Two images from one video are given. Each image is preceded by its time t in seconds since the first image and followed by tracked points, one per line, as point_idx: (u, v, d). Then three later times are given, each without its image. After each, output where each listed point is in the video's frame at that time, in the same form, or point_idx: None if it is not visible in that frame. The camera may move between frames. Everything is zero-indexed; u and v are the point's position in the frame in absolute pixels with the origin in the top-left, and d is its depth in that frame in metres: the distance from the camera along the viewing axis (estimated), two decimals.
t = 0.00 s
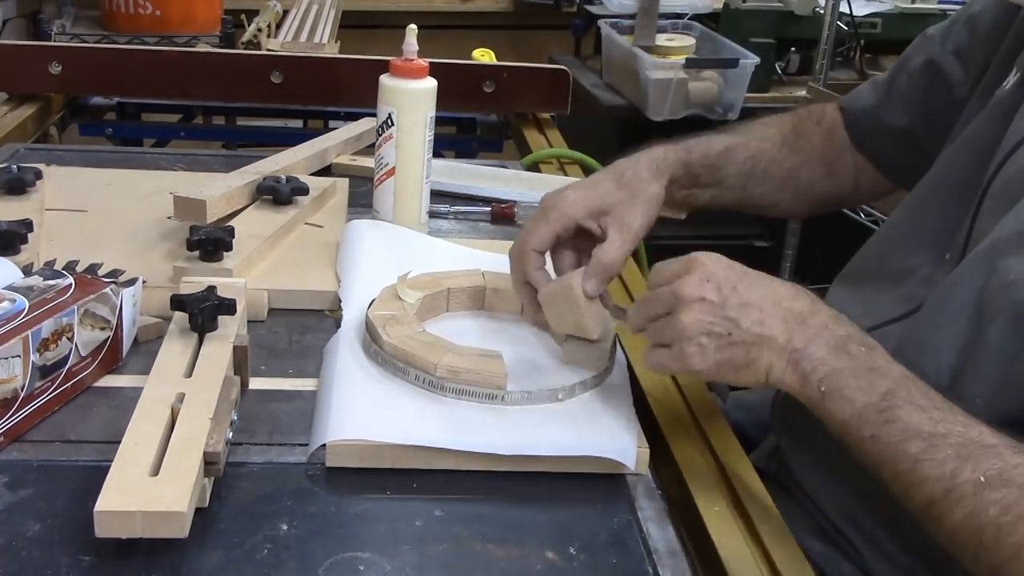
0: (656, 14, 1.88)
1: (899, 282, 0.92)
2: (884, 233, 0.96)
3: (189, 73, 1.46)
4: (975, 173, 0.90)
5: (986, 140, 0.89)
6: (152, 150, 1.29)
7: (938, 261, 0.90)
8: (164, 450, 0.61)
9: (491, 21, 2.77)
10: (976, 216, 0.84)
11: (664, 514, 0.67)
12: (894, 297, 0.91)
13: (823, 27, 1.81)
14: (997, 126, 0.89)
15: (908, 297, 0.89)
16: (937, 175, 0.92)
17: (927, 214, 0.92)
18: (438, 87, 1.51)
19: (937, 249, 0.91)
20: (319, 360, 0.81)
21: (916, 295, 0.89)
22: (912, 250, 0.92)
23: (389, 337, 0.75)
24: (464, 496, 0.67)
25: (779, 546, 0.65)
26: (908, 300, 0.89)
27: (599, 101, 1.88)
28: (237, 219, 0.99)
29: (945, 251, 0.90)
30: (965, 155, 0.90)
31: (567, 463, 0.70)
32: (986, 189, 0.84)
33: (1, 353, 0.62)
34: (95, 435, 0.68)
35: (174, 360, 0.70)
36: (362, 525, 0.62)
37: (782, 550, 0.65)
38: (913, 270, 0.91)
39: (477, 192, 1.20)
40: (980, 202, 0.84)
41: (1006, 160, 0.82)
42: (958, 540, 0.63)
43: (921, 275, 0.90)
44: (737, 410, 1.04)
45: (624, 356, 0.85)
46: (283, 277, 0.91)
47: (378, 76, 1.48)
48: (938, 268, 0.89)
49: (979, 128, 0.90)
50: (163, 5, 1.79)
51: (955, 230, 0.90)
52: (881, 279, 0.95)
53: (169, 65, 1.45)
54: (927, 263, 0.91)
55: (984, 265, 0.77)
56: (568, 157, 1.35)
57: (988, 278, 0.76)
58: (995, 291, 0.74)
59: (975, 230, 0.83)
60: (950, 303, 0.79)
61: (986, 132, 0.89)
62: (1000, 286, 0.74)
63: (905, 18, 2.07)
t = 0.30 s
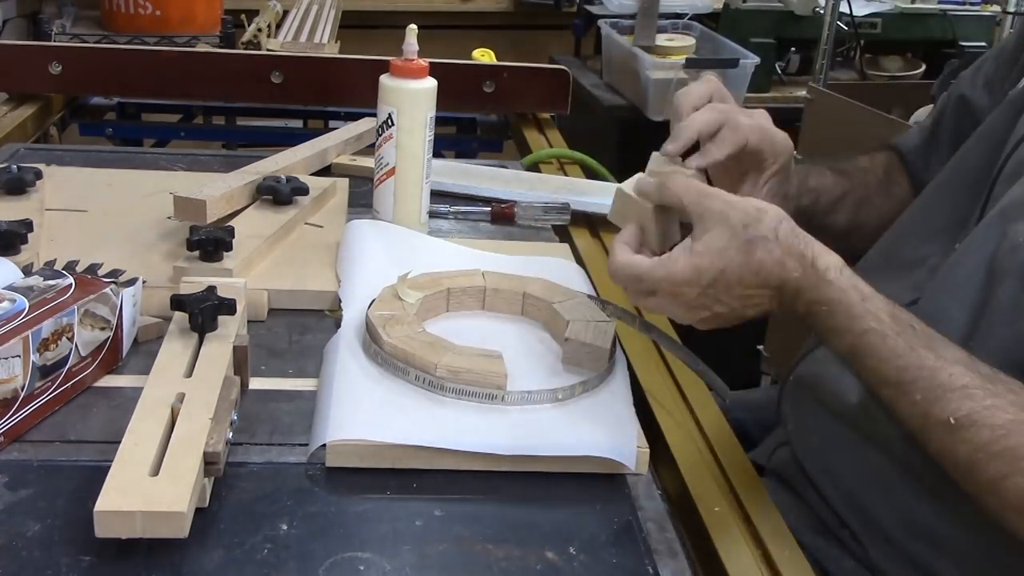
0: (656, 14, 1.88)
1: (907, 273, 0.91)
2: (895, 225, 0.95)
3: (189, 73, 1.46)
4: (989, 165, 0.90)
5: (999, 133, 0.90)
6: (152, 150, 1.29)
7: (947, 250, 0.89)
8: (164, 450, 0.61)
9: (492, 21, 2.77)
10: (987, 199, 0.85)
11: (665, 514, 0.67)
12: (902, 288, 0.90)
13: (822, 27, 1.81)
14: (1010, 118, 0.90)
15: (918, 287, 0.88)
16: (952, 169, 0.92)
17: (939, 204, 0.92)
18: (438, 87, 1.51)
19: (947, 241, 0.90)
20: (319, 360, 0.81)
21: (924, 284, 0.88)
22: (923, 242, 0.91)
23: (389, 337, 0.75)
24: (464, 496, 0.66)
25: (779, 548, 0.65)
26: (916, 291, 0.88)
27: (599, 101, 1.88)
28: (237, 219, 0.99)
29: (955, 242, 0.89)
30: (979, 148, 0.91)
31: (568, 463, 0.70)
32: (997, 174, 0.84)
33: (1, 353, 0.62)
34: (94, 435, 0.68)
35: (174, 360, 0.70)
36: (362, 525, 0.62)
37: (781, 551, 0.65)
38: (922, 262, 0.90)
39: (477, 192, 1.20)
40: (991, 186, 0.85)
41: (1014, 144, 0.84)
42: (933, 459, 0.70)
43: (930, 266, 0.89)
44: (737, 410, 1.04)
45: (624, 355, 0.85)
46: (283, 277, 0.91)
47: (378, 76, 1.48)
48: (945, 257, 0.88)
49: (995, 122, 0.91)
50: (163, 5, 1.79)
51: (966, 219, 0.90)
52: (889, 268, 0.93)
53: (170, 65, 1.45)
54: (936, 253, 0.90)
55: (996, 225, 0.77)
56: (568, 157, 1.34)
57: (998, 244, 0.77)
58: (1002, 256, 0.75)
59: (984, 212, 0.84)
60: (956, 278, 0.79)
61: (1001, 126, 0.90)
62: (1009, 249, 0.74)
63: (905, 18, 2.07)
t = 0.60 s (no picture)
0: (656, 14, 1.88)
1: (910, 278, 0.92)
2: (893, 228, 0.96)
3: (190, 73, 1.46)
4: (990, 172, 0.91)
5: (1001, 141, 0.90)
6: (152, 150, 1.29)
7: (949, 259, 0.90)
8: (163, 450, 0.61)
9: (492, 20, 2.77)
10: (988, 214, 0.84)
11: (665, 514, 0.67)
12: (904, 293, 0.91)
13: (822, 27, 1.81)
14: (1013, 127, 0.90)
15: (921, 292, 0.89)
16: (951, 176, 0.93)
17: (941, 211, 0.92)
18: (438, 87, 1.51)
19: (950, 248, 0.91)
20: (319, 360, 0.81)
21: (927, 292, 0.88)
22: (925, 248, 0.92)
23: (389, 337, 0.75)
24: (464, 496, 0.66)
25: (780, 548, 0.65)
26: (919, 297, 0.89)
27: (599, 101, 1.88)
28: (237, 219, 0.99)
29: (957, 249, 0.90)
30: (980, 155, 0.91)
31: (568, 464, 0.70)
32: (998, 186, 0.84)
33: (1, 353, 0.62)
34: (94, 435, 0.68)
35: (174, 360, 0.70)
36: (362, 526, 0.62)
37: (781, 551, 0.64)
38: (924, 268, 0.91)
39: (477, 192, 1.20)
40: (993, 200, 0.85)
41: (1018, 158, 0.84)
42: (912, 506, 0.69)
43: (933, 272, 0.90)
44: (736, 410, 1.04)
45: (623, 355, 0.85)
46: (283, 277, 0.91)
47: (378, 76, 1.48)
48: (949, 266, 0.89)
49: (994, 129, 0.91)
50: (163, 5, 1.79)
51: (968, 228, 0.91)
52: (888, 271, 0.95)
53: (170, 65, 1.45)
54: (938, 261, 0.91)
55: (995, 257, 0.77)
56: (568, 157, 1.34)
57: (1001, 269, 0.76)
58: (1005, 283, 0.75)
59: (987, 229, 0.84)
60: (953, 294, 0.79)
61: (1000, 134, 0.90)
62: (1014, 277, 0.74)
63: (904, 19, 2.07)
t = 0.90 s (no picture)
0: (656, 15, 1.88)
1: (906, 275, 0.90)
2: (892, 225, 0.95)
3: (190, 73, 1.46)
4: (988, 167, 0.88)
5: (997, 135, 0.87)
6: (151, 150, 1.29)
7: (947, 256, 0.88)
8: (164, 450, 0.61)
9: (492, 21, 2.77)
10: (987, 208, 0.82)
11: (665, 514, 0.67)
12: (902, 291, 0.89)
13: (823, 27, 1.81)
14: (1010, 121, 0.87)
15: (917, 290, 0.88)
16: (947, 170, 0.90)
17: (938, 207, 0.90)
18: (439, 87, 1.51)
19: (949, 245, 0.89)
20: (319, 360, 0.81)
21: (923, 290, 0.87)
22: (923, 243, 0.90)
23: (389, 337, 0.75)
24: (464, 496, 0.66)
25: (781, 548, 0.65)
26: (916, 294, 0.87)
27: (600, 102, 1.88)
28: (237, 219, 0.99)
29: (956, 245, 0.88)
30: (976, 149, 0.88)
31: (568, 464, 0.70)
32: (997, 182, 0.82)
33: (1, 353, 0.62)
34: (94, 435, 0.68)
35: (174, 360, 0.70)
36: (362, 525, 0.62)
37: (782, 550, 0.64)
38: (921, 265, 0.89)
39: (477, 191, 1.20)
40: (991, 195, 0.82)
41: (1014, 152, 0.81)
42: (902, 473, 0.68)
43: (931, 269, 0.88)
44: (737, 410, 1.03)
45: (624, 355, 0.85)
46: (282, 277, 0.91)
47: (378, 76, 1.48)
48: (947, 263, 0.87)
49: (987, 123, 0.88)
50: (163, 5, 1.79)
51: (966, 224, 0.88)
52: (886, 267, 0.93)
53: (170, 66, 1.45)
54: (936, 257, 0.89)
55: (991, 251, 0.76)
56: (569, 157, 1.34)
57: (1004, 258, 0.75)
58: (1008, 273, 0.73)
59: (984, 223, 0.82)
60: (953, 292, 0.78)
61: (993, 128, 0.87)
62: (1014, 267, 0.73)
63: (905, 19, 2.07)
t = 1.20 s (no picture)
0: (656, 14, 1.88)
1: (897, 277, 0.86)
2: (883, 228, 0.90)
3: (190, 73, 1.46)
4: (979, 165, 0.84)
5: (992, 132, 0.83)
6: (151, 150, 1.29)
7: (936, 256, 0.84)
8: (164, 450, 0.61)
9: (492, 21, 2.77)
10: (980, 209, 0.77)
11: (665, 514, 0.67)
12: (895, 294, 0.85)
13: (823, 27, 1.81)
14: (1004, 118, 0.83)
15: (909, 292, 0.84)
16: (939, 169, 0.86)
17: (930, 207, 0.86)
18: (439, 87, 1.51)
19: (941, 245, 0.84)
20: (319, 360, 0.81)
21: (915, 291, 0.83)
22: (913, 243, 0.86)
23: (389, 338, 0.75)
24: (464, 496, 0.67)
25: (781, 548, 0.65)
26: (908, 298, 0.83)
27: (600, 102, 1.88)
28: (236, 219, 0.99)
29: (946, 246, 0.84)
30: (968, 148, 0.84)
31: (567, 463, 0.70)
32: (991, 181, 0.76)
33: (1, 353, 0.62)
34: (95, 435, 0.68)
35: (174, 360, 0.70)
36: (362, 525, 0.62)
37: (782, 551, 0.64)
38: (912, 266, 0.85)
39: (477, 192, 1.20)
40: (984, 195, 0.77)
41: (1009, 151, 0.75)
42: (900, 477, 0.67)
43: (921, 269, 0.84)
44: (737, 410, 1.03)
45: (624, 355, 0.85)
46: (282, 277, 0.91)
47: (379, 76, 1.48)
48: (937, 265, 0.83)
49: (983, 119, 0.84)
50: (163, 5, 1.79)
51: (958, 223, 0.84)
52: (877, 271, 0.89)
53: (170, 66, 1.45)
54: (928, 259, 0.84)
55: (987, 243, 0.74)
56: (569, 157, 1.34)
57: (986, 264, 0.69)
58: (987, 281, 0.66)
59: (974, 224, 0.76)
60: (932, 301, 0.72)
61: (988, 125, 0.83)
62: (991, 275, 0.66)
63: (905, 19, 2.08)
